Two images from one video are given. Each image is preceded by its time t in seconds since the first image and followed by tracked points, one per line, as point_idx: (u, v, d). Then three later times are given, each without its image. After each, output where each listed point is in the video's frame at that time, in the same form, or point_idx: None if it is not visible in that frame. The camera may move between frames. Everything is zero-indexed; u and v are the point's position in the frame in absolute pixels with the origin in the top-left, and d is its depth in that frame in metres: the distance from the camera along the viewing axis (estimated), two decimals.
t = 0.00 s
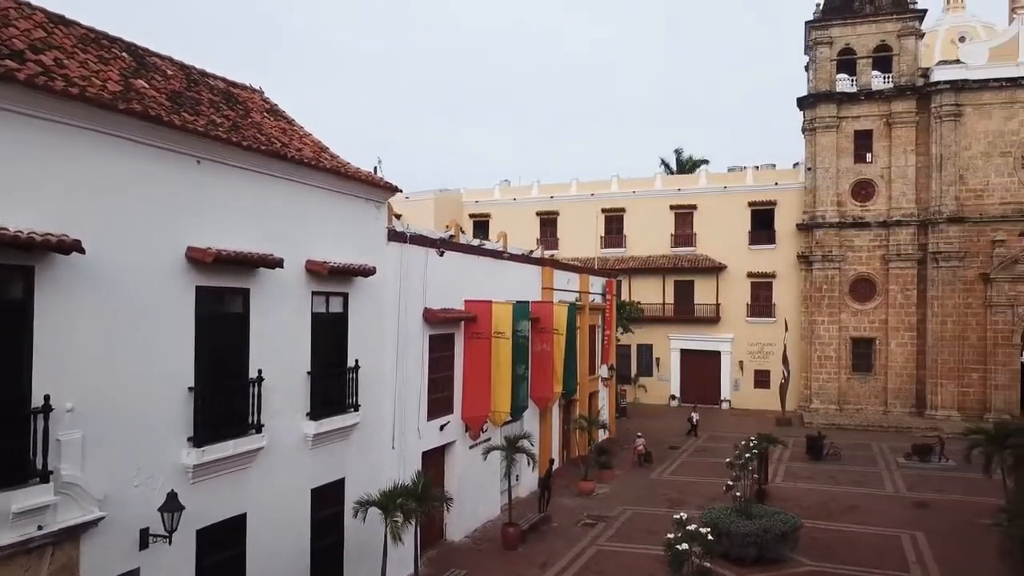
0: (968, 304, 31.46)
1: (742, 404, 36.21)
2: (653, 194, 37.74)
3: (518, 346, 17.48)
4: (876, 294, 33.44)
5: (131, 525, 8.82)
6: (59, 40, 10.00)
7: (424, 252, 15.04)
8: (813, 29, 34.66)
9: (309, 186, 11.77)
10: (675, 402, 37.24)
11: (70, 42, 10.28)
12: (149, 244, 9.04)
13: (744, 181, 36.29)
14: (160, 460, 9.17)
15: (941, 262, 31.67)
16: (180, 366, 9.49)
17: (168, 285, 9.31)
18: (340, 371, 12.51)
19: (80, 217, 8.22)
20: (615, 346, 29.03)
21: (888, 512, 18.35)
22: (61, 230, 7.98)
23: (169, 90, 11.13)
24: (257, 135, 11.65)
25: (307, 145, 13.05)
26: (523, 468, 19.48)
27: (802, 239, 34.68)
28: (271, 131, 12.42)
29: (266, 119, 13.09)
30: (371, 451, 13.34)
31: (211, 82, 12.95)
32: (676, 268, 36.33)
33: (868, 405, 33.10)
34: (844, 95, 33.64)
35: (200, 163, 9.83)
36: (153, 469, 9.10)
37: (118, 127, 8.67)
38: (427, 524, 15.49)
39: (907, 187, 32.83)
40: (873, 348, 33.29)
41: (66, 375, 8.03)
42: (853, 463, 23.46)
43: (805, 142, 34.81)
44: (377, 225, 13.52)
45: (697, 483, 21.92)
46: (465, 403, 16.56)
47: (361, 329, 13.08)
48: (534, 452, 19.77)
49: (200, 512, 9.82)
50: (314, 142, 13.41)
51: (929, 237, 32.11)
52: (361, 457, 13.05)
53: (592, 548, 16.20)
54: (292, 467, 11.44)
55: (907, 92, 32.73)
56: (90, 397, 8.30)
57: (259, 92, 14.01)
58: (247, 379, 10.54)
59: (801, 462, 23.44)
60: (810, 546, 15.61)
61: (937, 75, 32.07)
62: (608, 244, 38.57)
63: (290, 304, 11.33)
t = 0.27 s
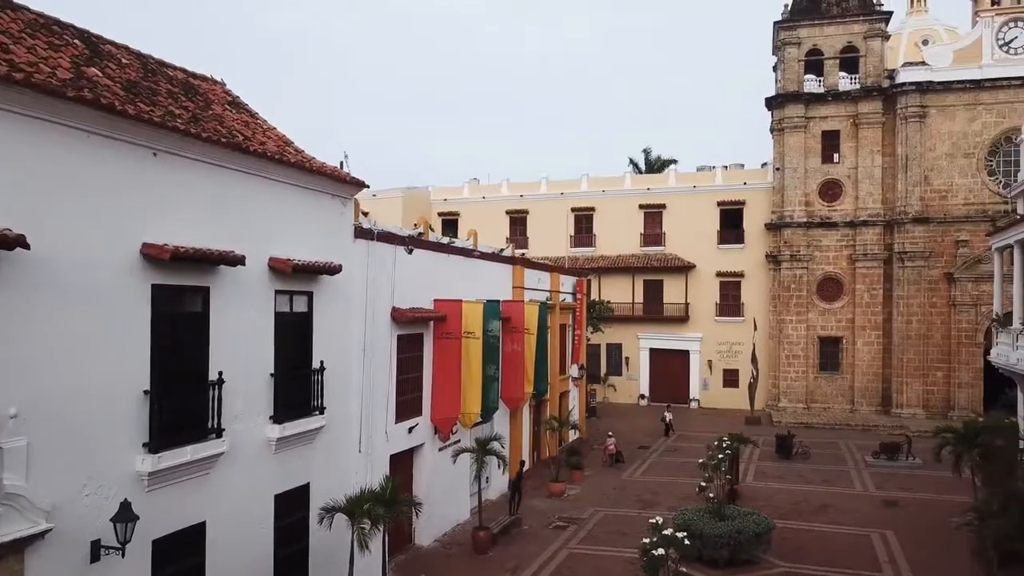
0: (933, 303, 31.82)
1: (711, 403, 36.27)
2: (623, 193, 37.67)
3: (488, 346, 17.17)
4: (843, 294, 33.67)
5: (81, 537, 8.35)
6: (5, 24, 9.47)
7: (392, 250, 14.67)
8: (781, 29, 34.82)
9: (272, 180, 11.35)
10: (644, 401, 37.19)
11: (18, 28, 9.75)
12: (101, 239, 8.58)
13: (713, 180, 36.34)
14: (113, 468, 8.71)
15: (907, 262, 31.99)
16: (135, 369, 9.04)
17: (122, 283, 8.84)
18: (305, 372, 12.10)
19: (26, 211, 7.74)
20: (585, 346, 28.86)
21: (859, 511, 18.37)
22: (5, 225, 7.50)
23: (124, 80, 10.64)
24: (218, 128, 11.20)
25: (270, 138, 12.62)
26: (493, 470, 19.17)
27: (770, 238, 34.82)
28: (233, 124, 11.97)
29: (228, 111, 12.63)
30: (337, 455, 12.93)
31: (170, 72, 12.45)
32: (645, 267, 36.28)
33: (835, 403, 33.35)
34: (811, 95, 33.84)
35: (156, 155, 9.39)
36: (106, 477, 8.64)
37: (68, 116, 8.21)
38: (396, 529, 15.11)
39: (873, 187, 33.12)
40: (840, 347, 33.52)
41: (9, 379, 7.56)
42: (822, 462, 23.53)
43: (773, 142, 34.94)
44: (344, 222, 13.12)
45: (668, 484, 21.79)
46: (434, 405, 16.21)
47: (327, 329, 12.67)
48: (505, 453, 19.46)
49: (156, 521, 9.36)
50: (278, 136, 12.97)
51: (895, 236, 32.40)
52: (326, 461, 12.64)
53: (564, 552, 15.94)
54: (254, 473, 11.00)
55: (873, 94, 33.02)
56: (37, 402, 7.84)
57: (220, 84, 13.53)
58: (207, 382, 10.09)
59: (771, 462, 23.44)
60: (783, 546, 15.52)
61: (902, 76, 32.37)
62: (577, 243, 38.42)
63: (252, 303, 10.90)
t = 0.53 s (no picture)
0: (899, 303, 32.13)
1: (680, 403, 36.26)
2: (592, 193, 37.52)
3: (459, 346, 16.83)
4: (811, 294, 33.86)
5: (27, 551, 7.86)
6: None
7: (359, 247, 14.26)
8: (750, 30, 34.92)
9: (233, 175, 10.90)
10: (614, 401, 37.07)
11: None
12: (48, 235, 8.09)
13: (682, 180, 36.35)
14: (62, 476, 8.23)
15: (873, 262, 32.25)
16: (86, 372, 8.55)
17: (71, 282, 8.35)
18: (268, 374, 11.65)
19: None
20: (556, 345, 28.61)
21: (830, 511, 18.34)
22: None
23: (76, 68, 10.11)
24: (176, 119, 10.72)
25: (232, 131, 12.14)
26: (463, 473, 18.83)
27: (739, 238, 34.91)
28: (192, 116, 11.48)
29: (187, 103, 12.12)
30: (301, 460, 12.50)
31: (126, 62, 11.91)
32: (615, 267, 36.16)
33: (803, 402, 33.53)
34: (779, 96, 33.97)
35: (109, 146, 8.91)
36: (54, 487, 8.16)
37: (13, 104, 7.72)
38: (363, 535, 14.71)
39: (840, 187, 33.35)
40: (808, 347, 33.70)
41: None
42: (792, 462, 23.53)
43: (742, 142, 35.01)
44: (309, 218, 12.69)
45: (639, 485, 21.60)
46: (403, 407, 15.83)
47: (291, 330, 12.23)
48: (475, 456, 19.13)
49: (108, 532, 8.88)
50: (240, 129, 12.49)
51: (862, 237, 32.65)
52: (290, 466, 12.20)
53: (535, 555, 15.64)
54: (214, 480, 10.54)
55: (840, 94, 33.24)
56: None
57: (180, 75, 13.02)
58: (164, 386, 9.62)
59: (741, 462, 23.40)
60: (756, 547, 15.40)
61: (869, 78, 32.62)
62: (547, 243, 38.20)
63: (212, 302, 10.44)
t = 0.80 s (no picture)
0: (867, 302, 32.37)
1: (651, 402, 36.18)
2: (563, 192, 37.31)
3: (429, 347, 16.45)
4: (780, 293, 33.99)
5: None
6: None
7: (326, 245, 13.83)
8: (720, 29, 34.94)
9: (193, 168, 10.43)
10: (584, 401, 36.90)
11: None
12: None
13: (652, 179, 36.28)
14: (6, 487, 7.73)
15: (842, 261, 32.44)
16: (34, 375, 8.06)
17: (17, 280, 7.86)
18: (230, 377, 11.19)
19: None
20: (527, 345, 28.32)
21: (802, 511, 18.28)
22: None
23: (25, 54, 9.58)
24: (133, 110, 10.22)
25: (193, 124, 11.65)
26: (433, 476, 18.45)
27: (709, 238, 34.93)
28: (150, 107, 10.98)
29: (145, 94, 11.61)
30: (266, 465, 12.05)
31: (80, 50, 11.37)
32: (586, 266, 35.99)
33: (772, 401, 33.66)
34: (749, 95, 34.04)
35: (59, 137, 8.43)
36: None
37: None
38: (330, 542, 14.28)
39: (809, 187, 33.51)
40: (777, 346, 33.82)
41: None
42: (763, 461, 23.51)
43: (712, 142, 35.02)
44: (273, 215, 12.25)
45: (611, 486, 21.39)
46: (371, 409, 15.43)
47: (255, 330, 11.78)
48: (445, 459, 18.77)
49: (58, 545, 8.39)
50: (202, 122, 12.00)
51: (830, 236, 32.83)
52: (254, 472, 11.75)
53: (507, 560, 15.33)
54: (173, 487, 10.07)
55: (809, 95, 33.40)
56: None
57: (138, 65, 12.50)
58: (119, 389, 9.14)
59: (713, 462, 23.33)
60: (730, 549, 15.26)
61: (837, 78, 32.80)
62: (517, 242, 37.92)
63: (170, 302, 9.97)
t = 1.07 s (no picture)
0: (835, 301, 32.56)
1: (620, 402, 36.06)
2: (533, 190, 37.03)
3: (397, 348, 16.05)
4: (749, 293, 34.07)
5: None
6: None
7: (292, 243, 13.38)
8: (690, 29, 34.90)
9: (150, 161, 9.93)
10: (554, 401, 36.68)
11: None
12: None
13: (622, 179, 36.17)
14: None
15: (810, 261, 32.60)
16: None
17: None
18: (189, 379, 10.70)
19: None
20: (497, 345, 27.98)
21: (774, 511, 18.20)
22: None
23: None
24: (85, 98, 9.69)
25: (150, 115, 11.13)
26: (402, 480, 18.04)
27: (679, 237, 34.90)
28: (104, 96, 10.45)
29: (99, 83, 11.06)
30: (227, 471, 11.56)
31: (29, 36, 10.79)
32: (555, 266, 35.77)
33: (741, 400, 33.74)
34: (718, 95, 34.07)
35: (3, 125, 7.90)
36: None
37: None
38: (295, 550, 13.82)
39: (778, 187, 33.63)
40: (746, 346, 33.90)
41: None
42: (733, 461, 23.44)
43: (682, 141, 34.99)
44: (236, 211, 11.76)
45: (582, 487, 21.15)
46: (338, 412, 14.98)
47: (216, 331, 11.29)
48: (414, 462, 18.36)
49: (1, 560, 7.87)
50: (160, 113, 11.48)
51: (799, 236, 32.97)
52: (215, 479, 11.26)
53: (478, 565, 14.98)
54: (128, 496, 9.57)
55: (778, 95, 33.52)
56: None
57: (92, 53, 11.94)
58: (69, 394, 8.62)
59: (683, 462, 23.21)
60: (704, 551, 15.09)
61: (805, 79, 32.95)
62: (486, 241, 37.57)
63: (125, 301, 9.47)
